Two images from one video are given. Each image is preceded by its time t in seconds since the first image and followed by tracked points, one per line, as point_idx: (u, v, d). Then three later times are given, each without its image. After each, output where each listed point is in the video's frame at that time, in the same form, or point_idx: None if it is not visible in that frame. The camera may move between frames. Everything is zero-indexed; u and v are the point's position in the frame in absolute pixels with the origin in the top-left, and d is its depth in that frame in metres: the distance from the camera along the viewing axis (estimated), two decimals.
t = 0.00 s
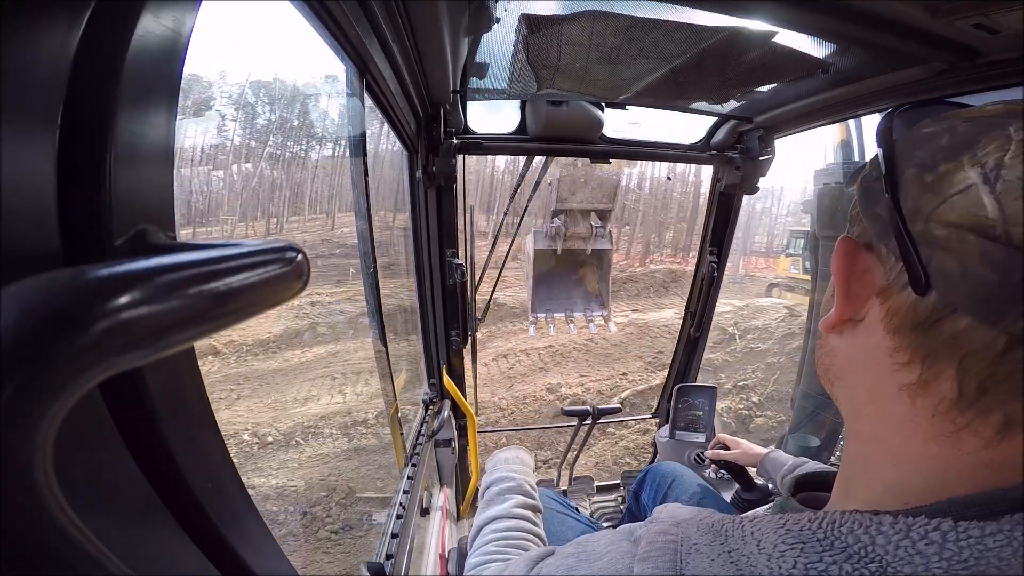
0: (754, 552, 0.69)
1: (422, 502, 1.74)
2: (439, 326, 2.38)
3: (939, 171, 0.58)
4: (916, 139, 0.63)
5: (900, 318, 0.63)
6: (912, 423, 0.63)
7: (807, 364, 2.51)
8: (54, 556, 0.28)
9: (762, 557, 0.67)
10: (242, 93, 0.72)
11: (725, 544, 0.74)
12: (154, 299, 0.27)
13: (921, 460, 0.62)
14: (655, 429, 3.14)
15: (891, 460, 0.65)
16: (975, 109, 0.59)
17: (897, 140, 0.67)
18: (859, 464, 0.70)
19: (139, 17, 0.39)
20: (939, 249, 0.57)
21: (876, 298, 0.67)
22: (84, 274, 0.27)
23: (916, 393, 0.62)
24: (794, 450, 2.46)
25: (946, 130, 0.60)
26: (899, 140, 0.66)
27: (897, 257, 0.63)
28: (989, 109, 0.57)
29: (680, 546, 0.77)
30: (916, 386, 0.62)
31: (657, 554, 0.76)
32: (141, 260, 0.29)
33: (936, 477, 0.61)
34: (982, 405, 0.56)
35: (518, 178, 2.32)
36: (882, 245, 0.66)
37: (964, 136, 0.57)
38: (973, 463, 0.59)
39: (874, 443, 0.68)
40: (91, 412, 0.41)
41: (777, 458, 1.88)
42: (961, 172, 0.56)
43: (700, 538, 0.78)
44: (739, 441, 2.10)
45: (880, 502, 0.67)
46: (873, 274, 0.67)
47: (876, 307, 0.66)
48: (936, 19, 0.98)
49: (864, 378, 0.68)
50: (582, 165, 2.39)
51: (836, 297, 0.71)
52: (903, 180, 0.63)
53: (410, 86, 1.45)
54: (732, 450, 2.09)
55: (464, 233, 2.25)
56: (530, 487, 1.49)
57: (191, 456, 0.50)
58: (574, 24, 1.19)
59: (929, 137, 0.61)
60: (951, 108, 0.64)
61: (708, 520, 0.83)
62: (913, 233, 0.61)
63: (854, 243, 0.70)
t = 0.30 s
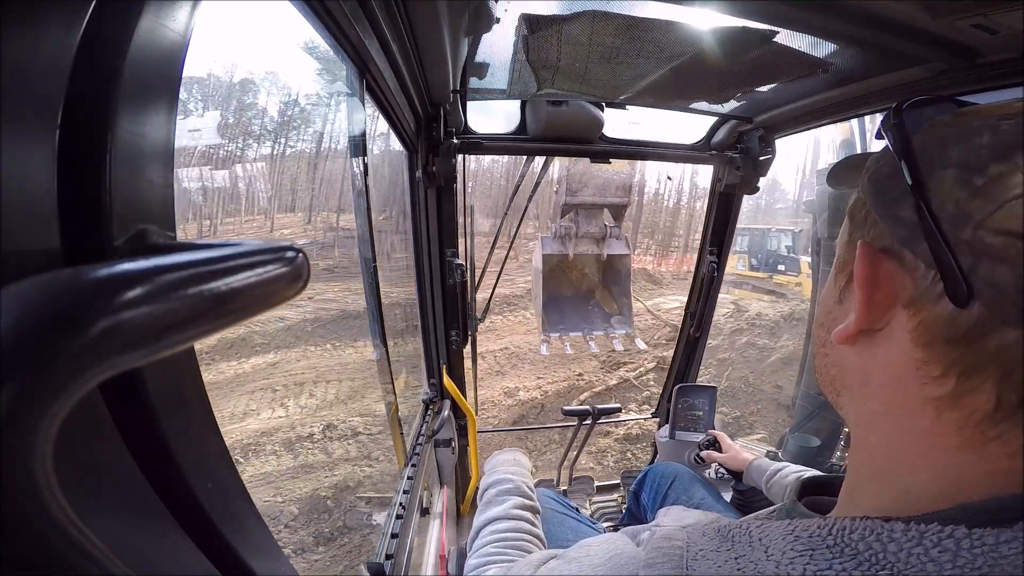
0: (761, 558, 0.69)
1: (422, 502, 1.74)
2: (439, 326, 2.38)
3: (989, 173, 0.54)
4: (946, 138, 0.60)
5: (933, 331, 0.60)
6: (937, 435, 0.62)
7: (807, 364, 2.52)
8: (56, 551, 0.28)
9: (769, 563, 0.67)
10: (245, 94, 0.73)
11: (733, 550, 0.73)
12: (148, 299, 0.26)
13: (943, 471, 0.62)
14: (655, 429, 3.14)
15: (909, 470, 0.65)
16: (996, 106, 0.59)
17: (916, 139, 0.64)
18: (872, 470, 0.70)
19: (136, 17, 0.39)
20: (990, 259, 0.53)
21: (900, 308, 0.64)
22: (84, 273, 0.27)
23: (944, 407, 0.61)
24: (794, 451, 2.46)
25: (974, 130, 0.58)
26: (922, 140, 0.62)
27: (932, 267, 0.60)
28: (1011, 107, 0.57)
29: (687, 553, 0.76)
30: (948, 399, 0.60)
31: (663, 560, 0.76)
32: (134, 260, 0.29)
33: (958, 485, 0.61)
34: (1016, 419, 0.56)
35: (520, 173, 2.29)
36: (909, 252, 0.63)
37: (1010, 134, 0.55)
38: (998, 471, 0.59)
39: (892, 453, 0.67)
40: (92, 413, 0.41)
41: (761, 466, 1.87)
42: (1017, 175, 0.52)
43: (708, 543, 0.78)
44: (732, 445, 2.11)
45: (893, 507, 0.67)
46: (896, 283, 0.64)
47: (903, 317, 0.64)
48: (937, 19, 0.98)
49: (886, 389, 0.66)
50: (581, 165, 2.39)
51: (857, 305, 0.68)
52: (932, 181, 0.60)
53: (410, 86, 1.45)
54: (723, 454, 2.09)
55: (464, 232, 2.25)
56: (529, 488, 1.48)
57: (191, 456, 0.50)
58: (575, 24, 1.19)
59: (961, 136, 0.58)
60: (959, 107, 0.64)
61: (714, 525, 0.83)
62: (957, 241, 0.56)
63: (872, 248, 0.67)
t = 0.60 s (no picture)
0: (758, 562, 0.69)
1: (422, 502, 1.74)
2: (439, 326, 2.38)
3: (966, 178, 0.56)
4: (921, 144, 0.61)
5: (919, 335, 0.61)
6: (923, 439, 0.62)
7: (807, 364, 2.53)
8: (53, 549, 0.28)
9: (767, 567, 0.67)
10: (238, 91, 0.71)
11: (728, 554, 0.73)
12: (151, 298, 0.26)
13: (932, 474, 0.62)
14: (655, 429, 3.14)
15: (899, 475, 0.65)
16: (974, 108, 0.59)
17: (891, 144, 0.65)
18: (864, 475, 0.70)
19: (137, 20, 0.39)
20: (972, 263, 0.54)
21: (884, 314, 0.65)
22: (84, 273, 0.27)
23: (930, 410, 0.61)
24: (795, 451, 2.46)
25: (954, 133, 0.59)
26: (899, 144, 0.64)
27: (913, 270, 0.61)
28: (987, 109, 0.58)
29: (683, 557, 0.76)
30: (936, 403, 0.61)
31: (659, 566, 0.75)
32: (139, 259, 0.29)
33: (948, 488, 0.61)
34: (1004, 421, 0.56)
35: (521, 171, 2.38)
36: (891, 258, 0.64)
37: (985, 138, 0.56)
38: (987, 473, 0.59)
39: (880, 457, 0.67)
40: (92, 413, 0.41)
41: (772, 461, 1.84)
42: (995, 179, 0.54)
43: (704, 547, 0.77)
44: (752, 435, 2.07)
45: (887, 511, 0.67)
46: (881, 289, 0.65)
47: (888, 323, 0.64)
48: (936, 19, 0.98)
49: (872, 394, 0.67)
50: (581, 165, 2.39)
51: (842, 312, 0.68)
52: (911, 187, 0.61)
53: (410, 86, 1.45)
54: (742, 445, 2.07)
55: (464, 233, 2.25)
56: (520, 489, 1.48)
57: (191, 456, 0.50)
58: (574, 24, 1.19)
59: (937, 141, 0.60)
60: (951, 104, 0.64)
61: (711, 530, 0.83)
62: (937, 245, 0.58)
63: (854, 254, 0.68)
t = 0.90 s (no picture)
0: (749, 559, 0.69)
1: (422, 502, 1.75)
2: (439, 326, 2.38)
3: (921, 179, 0.57)
4: (884, 146, 0.62)
5: (886, 333, 0.62)
6: (901, 437, 0.63)
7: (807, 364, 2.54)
8: (54, 550, 0.28)
9: (757, 564, 0.67)
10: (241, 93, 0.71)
11: (721, 553, 0.73)
12: (151, 299, 0.27)
13: (910, 471, 0.63)
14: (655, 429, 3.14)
15: (880, 472, 0.66)
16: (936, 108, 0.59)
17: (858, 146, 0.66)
18: (849, 473, 0.70)
19: (137, 19, 0.39)
20: (929, 264, 0.55)
21: (857, 313, 0.66)
22: (84, 274, 0.27)
23: (905, 408, 0.62)
24: (794, 449, 2.46)
25: (921, 133, 0.59)
26: (865, 147, 0.64)
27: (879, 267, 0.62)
28: (949, 108, 0.58)
29: (675, 555, 0.77)
30: (909, 400, 0.61)
31: (652, 564, 0.76)
32: (140, 259, 0.29)
33: (927, 485, 0.61)
34: (974, 417, 0.56)
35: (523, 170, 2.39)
36: (859, 256, 0.64)
37: (940, 139, 0.56)
38: (964, 470, 0.58)
39: (862, 455, 0.68)
40: (92, 414, 0.41)
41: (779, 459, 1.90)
42: (945, 180, 0.54)
43: (696, 546, 0.78)
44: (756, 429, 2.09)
45: (874, 509, 0.67)
46: (852, 288, 0.66)
47: (859, 322, 0.65)
48: (935, 19, 0.98)
49: (850, 392, 0.67)
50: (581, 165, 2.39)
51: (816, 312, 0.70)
52: (872, 187, 0.62)
53: (410, 87, 1.45)
54: (751, 442, 2.10)
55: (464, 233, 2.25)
56: (528, 498, 1.54)
57: (190, 454, 0.50)
58: (574, 25, 1.19)
59: (897, 144, 0.60)
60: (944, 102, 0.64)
61: (703, 527, 0.83)
62: (897, 244, 0.59)
63: (826, 255, 0.69)
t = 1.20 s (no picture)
0: (744, 562, 0.68)
1: (422, 502, 1.75)
2: (439, 326, 2.38)
3: (930, 180, 0.56)
4: (883, 144, 0.62)
5: (891, 342, 0.61)
6: (905, 443, 0.63)
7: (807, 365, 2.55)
8: (43, 554, 0.28)
9: (752, 567, 0.67)
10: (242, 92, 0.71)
11: (717, 554, 0.73)
12: (156, 298, 0.27)
13: (912, 477, 0.63)
14: (655, 429, 3.15)
15: (881, 477, 0.65)
16: (931, 101, 0.60)
17: (851, 143, 0.66)
18: (846, 478, 0.70)
19: (136, 19, 0.39)
20: (940, 270, 0.54)
21: (857, 321, 0.65)
22: (83, 273, 0.27)
23: (910, 415, 0.61)
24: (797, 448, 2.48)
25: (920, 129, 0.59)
26: (860, 143, 0.65)
27: (880, 275, 0.61)
28: (943, 102, 0.59)
29: (671, 557, 0.76)
30: (914, 408, 0.61)
31: (647, 566, 0.76)
32: (139, 259, 0.29)
33: (930, 490, 0.61)
34: (983, 424, 0.56)
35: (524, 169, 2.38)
36: (859, 262, 0.63)
37: (941, 137, 0.56)
38: (966, 475, 0.59)
39: (862, 460, 0.67)
40: (92, 413, 0.41)
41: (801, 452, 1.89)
42: (960, 181, 0.53)
43: (691, 547, 0.77)
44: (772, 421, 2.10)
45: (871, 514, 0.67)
46: (852, 296, 0.65)
47: (861, 330, 0.65)
48: (936, 19, 0.98)
49: (851, 399, 0.67)
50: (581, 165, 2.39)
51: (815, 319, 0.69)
52: (874, 188, 0.61)
53: (410, 87, 1.45)
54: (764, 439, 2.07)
55: (464, 233, 2.25)
56: (526, 500, 1.54)
57: (191, 455, 0.50)
58: (574, 24, 1.19)
59: (897, 140, 0.60)
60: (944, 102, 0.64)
61: (697, 529, 0.83)
62: (905, 254, 0.58)
63: (819, 259, 0.68)
